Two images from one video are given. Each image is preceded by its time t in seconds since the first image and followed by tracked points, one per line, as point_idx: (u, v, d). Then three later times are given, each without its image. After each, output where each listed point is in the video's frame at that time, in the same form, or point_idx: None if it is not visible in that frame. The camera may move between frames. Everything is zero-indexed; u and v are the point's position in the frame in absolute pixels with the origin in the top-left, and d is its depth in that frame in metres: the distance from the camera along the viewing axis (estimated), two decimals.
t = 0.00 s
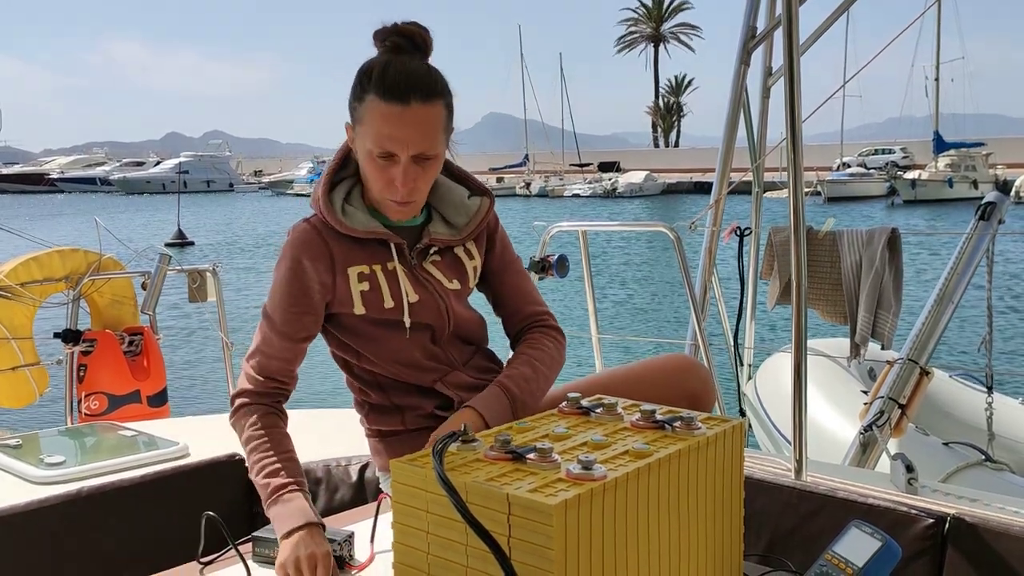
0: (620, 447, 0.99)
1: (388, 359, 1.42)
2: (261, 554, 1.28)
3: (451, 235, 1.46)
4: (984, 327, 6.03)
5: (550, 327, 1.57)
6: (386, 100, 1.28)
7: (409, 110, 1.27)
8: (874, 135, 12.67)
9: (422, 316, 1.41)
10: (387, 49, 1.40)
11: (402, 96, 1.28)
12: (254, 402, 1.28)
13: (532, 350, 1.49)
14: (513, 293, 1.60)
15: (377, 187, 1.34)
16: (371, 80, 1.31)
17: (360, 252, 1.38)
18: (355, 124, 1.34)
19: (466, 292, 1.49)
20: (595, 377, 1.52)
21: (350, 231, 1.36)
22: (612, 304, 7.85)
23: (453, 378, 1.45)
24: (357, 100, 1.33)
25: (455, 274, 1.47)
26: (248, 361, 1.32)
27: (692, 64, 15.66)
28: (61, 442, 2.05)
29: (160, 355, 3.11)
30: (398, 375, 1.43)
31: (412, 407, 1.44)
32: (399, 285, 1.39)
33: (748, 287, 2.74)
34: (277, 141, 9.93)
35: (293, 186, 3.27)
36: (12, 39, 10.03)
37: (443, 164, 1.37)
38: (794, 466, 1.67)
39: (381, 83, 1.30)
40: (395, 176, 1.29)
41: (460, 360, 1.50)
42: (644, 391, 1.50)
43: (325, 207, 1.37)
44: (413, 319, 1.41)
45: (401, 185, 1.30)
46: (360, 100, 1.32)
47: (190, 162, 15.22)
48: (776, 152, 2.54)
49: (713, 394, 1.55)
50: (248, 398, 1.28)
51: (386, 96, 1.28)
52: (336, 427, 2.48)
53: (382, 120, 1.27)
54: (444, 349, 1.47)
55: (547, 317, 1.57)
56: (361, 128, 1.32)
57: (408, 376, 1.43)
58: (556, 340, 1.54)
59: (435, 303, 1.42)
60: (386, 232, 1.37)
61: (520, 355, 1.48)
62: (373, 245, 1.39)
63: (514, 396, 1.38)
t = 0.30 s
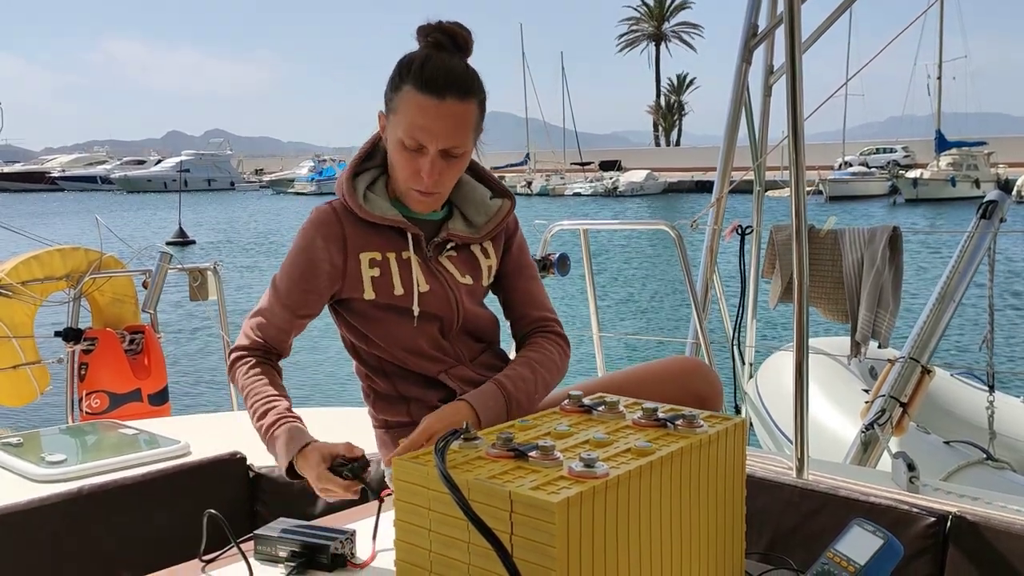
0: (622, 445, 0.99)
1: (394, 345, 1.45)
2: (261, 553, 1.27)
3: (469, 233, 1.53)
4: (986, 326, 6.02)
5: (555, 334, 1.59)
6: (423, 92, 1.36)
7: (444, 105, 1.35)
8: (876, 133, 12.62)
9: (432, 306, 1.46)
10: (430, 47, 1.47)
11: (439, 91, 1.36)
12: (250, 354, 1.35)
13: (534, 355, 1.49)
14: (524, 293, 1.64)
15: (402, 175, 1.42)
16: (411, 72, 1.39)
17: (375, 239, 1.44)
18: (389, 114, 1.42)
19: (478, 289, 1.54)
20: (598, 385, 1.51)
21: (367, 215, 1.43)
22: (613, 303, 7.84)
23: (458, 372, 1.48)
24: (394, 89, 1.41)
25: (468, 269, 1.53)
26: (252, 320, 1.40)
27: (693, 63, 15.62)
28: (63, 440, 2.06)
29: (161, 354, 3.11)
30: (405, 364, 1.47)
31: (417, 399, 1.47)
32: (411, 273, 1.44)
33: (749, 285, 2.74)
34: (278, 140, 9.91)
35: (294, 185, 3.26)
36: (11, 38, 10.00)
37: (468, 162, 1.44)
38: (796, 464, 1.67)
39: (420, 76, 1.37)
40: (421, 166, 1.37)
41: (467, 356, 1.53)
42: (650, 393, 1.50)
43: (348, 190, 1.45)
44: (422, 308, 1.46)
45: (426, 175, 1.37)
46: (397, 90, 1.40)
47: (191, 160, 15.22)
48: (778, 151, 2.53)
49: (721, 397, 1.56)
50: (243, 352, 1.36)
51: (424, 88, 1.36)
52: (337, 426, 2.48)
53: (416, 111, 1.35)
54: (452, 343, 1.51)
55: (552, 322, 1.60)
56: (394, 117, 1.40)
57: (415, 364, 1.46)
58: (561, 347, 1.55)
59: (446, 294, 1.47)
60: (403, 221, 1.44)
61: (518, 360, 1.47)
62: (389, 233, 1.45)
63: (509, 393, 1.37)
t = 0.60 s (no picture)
0: (623, 443, 0.99)
1: (403, 339, 1.45)
2: (263, 552, 1.27)
3: (478, 230, 1.54)
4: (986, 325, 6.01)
5: (562, 328, 1.60)
6: (443, 87, 1.36)
7: (465, 100, 1.36)
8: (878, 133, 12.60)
9: (442, 300, 1.46)
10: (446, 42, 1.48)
11: (459, 86, 1.37)
12: (252, 341, 1.34)
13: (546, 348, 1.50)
14: (530, 291, 1.65)
15: (417, 169, 1.42)
16: (430, 66, 1.40)
17: (386, 232, 1.45)
18: (406, 107, 1.43)
19: (486, 285, 1.55)
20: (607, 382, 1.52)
21: (379, 208, 1.43)
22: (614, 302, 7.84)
23: (465, 368, 1.49)
24: (412, 83, 1.41)
25: (476, 265, 1.54)
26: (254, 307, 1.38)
27: (694, 63, 15.60)
28: (64, 439, 2.06)
29: (162, 353, 3.11)
30: (412, 357, 1.46)
31: (422, 395, 1.47)
32: (422, 266, 1.45)
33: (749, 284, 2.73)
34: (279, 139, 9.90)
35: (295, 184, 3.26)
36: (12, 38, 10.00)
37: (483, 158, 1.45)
38: (797, 463, 1.67)
39: (441, 71, 1.38)
40: (439, 160, 1.38)
41: (474, 352, 1.54)
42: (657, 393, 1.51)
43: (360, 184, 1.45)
44: (432, 301, 1.46)
45: (444, 169, 1.38)
46: (416, 84, 1.41)
47: (193, 160, 15.22)
48: (779, 150, 2.53)
49: (725, 398, 1.56)
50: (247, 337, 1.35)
51: (444, 83, 1.37)
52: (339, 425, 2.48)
53: (435, 105, 1.36)
54: (460, 338, 1.51)
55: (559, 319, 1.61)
56: (412, 110, 1.40)
57: (423, 357, 1.46)
58: (569, 338, 1.57)
59: (455, 289, 1.48)
60: (414, 215, 1.45)
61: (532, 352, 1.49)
62: (401, 226, 1.46)
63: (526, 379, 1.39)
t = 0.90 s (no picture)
0: (625, 442, 0.99)
1: (406, 336, 1.46)
2: (265, 551, 1.27)
3: (479, 228, 1.55)
4: (989, 326, 5.99)
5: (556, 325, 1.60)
6: (455, 88, 1.36)
7: (477, 102, 1.36)
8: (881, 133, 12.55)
9: (444, 296, 1.47)
10: (456, 44, 1.48)
11: (470, 88, 1.37)
12: (256, 337, 1.34)
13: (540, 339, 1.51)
14: (531, 288, 1.65)
15: (424, 169, 1.42)
16: (442, 66, 1.40)
17: (389, 229, 1.45)
18: (415, 107, 1.43)
19: (488, 282, 1.55)
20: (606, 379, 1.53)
21: (382, 206, 1.43)
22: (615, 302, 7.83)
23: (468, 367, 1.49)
24: (422, 83, 1.41)
25: (479, 263, 1.54)
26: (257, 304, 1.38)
27: (696, 62, 15.55)
28: (66, 437, 2.06)
29: (164, 351, 3.12)
30: (415, 353, 1.47)
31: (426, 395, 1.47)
32: (425, 264, 1.45)
33: (751, 283, 2.73)
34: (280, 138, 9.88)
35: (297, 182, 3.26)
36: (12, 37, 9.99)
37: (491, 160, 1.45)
38: (798, 462, 1.66)
39: (452, 72, 1.38)
40: (448, 161, 1.37)
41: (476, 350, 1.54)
42: (658, 393, 1.50)
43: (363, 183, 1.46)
44: (435, 297, 1.46)
45: (452, 171, 1.38)
46: (426, 84, 1.40)
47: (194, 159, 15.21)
48: (780, 149, 2.53)
49: (725, 397, 1.55)
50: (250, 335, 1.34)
51: (456, 84, 1.37)
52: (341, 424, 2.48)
53: (446, 107, 1.35)
54: (462, 335, 1.52)
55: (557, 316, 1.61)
56: (421, 110, 1.40)
57: (424, 353, 1.47)
58: (565, 335, 1.57)
59: (458, 285, 1.48)
60: (416, 213, 1.45)
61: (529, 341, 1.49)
62: (403, 224, 1.46)
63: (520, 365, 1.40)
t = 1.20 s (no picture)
0: (626, 440, 0.99)
1: (404, 334, 1.46)
2: (266, 549, 1.28)
3: (477, 226, 1.55)
4: (990, 325, 5.98)
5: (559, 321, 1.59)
6: (454, 89, 1.36)
7: (477, 103, 1.36)
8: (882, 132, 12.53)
9: (442, 293, 1.47)
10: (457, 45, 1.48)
11: (470, 88, 1.37)
12: (269, 348, 1.34)
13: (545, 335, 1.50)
14: (529, 286, 1.65)
15: (422, 168, 1.42)
16: (442, 67, 1.39)
17: (385, 228, 1.45)
18: (414, 107, 1.42)
19: (487, 279, 1.55)
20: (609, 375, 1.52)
21: (379, 207, 1.43)
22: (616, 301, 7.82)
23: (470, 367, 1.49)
24: (423, 83, 1.41)
25: (477, 261, 1.54)
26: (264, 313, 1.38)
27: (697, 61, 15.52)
28: (67, 435, 2.06)
29: (165, 349, 3.12)
30: (413, 351, 1.47)
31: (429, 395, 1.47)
32: (422, 263, 1.45)
33: (751, 282, 2.73)
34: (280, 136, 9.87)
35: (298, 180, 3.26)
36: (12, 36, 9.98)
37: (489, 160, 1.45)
38: (799, 461, 1.66)
39: (452, 72, 1.38)
40: (446, 162, 1.37)
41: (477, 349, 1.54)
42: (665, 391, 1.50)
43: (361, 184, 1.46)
44: (433, 295, 1.46)
45: (450, 171, 1.38)
46: (425, 84, 1.40)
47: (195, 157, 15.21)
48: (781, 148, 2.53)
49: (726, 393, 1.55)
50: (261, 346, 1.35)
51: (455, 85, 1.37)
52: (342, 422, 2.47)
53: (445, 107, 1.35)
54: (461, 333, 1.52)
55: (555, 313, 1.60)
56: (420, 110, 1.40)
57: (421, 350, 1.47)
58: (569, 331, 1.57)
59: (456, 284, 1.48)
60: (413, 212, 1.45)
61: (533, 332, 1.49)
62: (401, 224, 1.46)
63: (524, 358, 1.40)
